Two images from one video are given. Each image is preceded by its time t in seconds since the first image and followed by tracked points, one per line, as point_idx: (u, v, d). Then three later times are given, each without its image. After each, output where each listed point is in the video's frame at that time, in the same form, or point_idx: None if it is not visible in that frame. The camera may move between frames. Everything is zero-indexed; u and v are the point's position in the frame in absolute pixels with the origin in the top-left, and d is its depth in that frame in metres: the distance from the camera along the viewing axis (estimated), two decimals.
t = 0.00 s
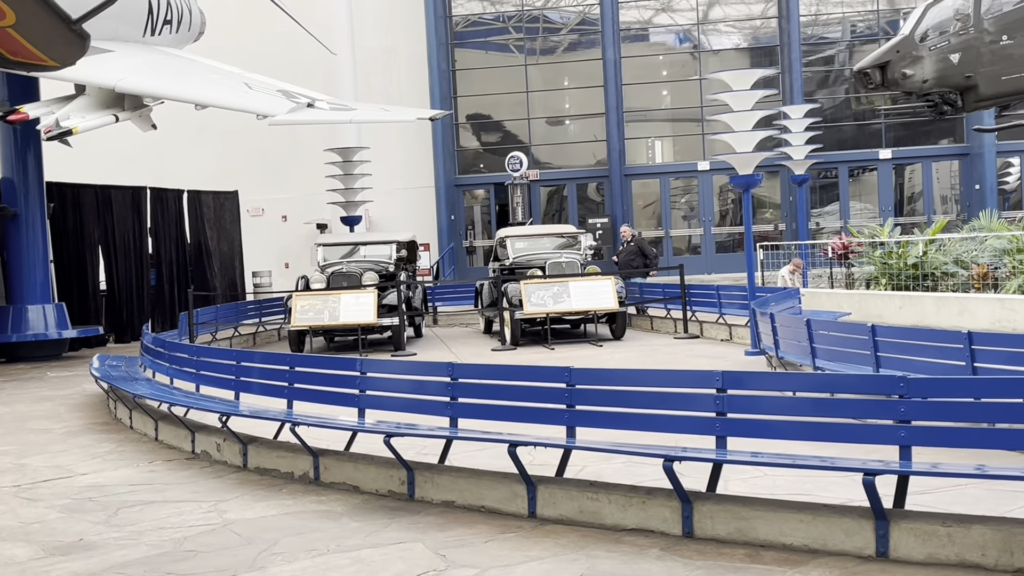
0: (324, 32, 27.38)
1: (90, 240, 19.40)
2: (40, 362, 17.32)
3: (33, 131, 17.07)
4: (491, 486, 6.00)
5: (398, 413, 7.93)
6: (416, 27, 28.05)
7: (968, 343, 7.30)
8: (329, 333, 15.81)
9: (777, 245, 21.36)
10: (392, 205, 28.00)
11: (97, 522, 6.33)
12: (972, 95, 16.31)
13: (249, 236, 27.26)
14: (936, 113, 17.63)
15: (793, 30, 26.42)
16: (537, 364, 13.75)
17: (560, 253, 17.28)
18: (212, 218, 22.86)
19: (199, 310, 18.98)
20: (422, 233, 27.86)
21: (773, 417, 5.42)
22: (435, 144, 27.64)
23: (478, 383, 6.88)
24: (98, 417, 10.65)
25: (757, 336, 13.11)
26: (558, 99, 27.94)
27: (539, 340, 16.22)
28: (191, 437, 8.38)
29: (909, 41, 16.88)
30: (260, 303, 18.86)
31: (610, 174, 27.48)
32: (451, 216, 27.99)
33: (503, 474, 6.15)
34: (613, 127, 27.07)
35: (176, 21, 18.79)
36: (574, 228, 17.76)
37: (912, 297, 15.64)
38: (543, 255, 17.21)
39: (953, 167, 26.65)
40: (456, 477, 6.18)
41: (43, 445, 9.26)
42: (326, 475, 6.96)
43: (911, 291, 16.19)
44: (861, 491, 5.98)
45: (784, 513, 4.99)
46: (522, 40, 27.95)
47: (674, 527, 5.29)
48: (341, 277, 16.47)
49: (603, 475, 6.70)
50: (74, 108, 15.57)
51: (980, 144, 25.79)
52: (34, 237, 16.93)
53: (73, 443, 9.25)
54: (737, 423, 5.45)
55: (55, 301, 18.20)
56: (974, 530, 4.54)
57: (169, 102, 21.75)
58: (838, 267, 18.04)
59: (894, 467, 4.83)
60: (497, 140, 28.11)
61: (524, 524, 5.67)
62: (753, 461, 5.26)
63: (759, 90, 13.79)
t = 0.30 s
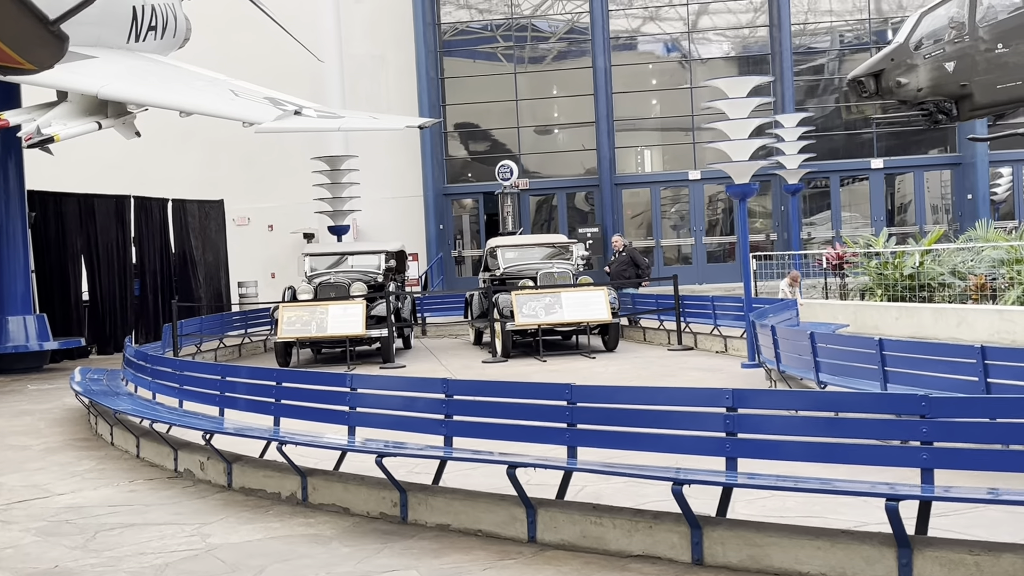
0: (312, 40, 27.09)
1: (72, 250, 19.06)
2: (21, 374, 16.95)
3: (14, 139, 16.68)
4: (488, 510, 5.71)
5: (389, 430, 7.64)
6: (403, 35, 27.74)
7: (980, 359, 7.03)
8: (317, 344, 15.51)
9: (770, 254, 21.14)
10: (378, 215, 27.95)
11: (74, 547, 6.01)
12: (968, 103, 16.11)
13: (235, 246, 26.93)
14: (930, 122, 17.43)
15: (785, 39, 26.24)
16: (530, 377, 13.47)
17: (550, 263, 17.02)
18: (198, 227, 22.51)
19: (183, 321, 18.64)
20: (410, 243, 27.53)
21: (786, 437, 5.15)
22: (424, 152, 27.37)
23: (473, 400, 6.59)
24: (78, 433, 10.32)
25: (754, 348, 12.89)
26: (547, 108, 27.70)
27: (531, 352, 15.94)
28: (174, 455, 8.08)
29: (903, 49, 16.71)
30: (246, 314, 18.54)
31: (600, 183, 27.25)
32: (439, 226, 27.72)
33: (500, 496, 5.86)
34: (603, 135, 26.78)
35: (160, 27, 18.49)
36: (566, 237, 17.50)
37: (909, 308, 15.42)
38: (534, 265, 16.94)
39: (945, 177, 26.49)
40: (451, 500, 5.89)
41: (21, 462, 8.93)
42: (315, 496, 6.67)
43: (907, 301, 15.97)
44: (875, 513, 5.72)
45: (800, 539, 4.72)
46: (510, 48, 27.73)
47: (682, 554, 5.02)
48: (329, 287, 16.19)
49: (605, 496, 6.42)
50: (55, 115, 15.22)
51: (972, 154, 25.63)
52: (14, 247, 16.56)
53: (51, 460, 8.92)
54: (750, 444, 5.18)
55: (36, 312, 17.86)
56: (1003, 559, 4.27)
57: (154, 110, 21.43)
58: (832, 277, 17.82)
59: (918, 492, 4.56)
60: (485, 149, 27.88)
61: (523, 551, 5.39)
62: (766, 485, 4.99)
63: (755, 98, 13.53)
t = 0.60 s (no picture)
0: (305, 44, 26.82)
1: (60, 256, 18.74)
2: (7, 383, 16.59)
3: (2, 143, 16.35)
4: (492, 529, 5.43)
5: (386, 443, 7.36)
6: (397, 40, 27.46)
7: (1002, 370, 6.74)
8: (309, 352, 15.21)
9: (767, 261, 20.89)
10: (373, 220, 27.54)
11: (55, 568, 5.70)
12: (968, 110, 15.90)
13: (226, 252, 26.60)
14: (931, 128, 17.20)
15: (783, 44, 26.00)
16: (528, 386, 13.18)
17: (546, 270, 16.74)
18: (188, 233, 22.17)
19: (173, 328, 18.30)
20: (404, 249, 27.18)
21: (808, 453, 4.86)
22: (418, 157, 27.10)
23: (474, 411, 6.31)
24: (63, 444, 10.00)
25: (757, 358, 12.64)
26: (540, 114, 27.47)
27: (527, 360, 15.65)
28: (162, 468, 7.79)
29: (905, 54, 16.49)
30: (237, 321, 18.22)
31: (596, 190, 26.99)
32: (433, 232, 27.42)
33: (504, 514, 5.58)
34: (600, 141, 26.47)
35: (151, 29, 18.20)
36: (563, 244, 17.24)
37: (911, 316, 15.17)
38: (531, 272, 16.66)
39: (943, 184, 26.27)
40: (453, 518, 5.61)
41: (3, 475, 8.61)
42: (309, 512, 6.37)
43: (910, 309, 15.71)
44: (899, 532, 5.44)
45: (826, 562, 4.44)
46: (503, 55, 27.51)
47: None
48: (322, 294, 15.87)
49: (613, 515, 6.14)
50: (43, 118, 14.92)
51: (971, 161, 25.42)
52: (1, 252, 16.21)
53: (34, 473, 8.60)
54: (771, 460, 4.90)
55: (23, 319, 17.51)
56: None
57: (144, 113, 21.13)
58: (833, 285, 17.58)
59: (954, 514, 4.28)
60: (478, 155, 27.61)
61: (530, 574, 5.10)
62: (789, 505, 4.70)
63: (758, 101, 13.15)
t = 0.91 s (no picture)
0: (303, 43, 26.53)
1: (54, 257, 18.48)
2: None
3: None
4: (508, 544, 5.16)
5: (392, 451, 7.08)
6: (396, 39, 27.20)
7: None
8: (307, 355, 14.93)
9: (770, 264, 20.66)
10: (373, 221, 27.17)
11: None
12: (976, 111, 15.66)
13: (222, 253, 26.32)
14: (937, 130, 16.94)
15: (785, 46, 25.79)
16: (532, 390, 12.92)
17: (549, 272, 16.48)
18: (184, 233, 21.84)
19: (168, 330, 18.01)
20: (402, 250, 26.92)
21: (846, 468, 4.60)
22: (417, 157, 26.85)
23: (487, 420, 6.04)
24: (56, 450, 9.72)
25: (765, 363, 12.39)
26: (539, 115, 27.23)
27: (529, 363, 15.38)
28: (159, 476, 7.51)
29: (912, 54, 16.23)
30: (233, 323, 17.95)
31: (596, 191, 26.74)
32: (432, 233, 27.17)
33: (520, 529, 5.31)
34: (600, 142, 26.22)
35: (147, 26, 17.92)
36: (565, 245, 17.00)
37: (921, 320, 14.93)
38: (533, 275, 16.39)
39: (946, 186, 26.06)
40: (466, 533, 5.34)
41: None
42: (313, 525, 6.10)
43: (917, 313, 15.47)
44: (934, 550, 5.19)
45: None
46: (501, 55, 27.25)
47: None
48: (321, 296, 15.61)
49: (632, 529, 5.88)
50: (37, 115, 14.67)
51: (974, 163, 25.22)
52: None
53: (26, 481, 8.32)
54: (809, 475, 4.63)
55: (16, 320, 17.22)
56: None
57: (139, 112, 20.86)
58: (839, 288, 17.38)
59: (1008, 535, 4.02)
60: (475, 156, 27.37)
61: None
62: (826, 523, 4.44)
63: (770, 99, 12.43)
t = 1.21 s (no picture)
0: (302, 34, 26.20)
1: (49, 250, 18.19)
2: None
3: None
4: (535, 552, 4.91)
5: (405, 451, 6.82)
6: (396, 31, 26.90)
7: None
8: (309, 351, 14.66)
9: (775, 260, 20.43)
10: (371, 215, 26.90)
11: None
12: (987, 105, 15.40)
13: (219, 246, 26.03)
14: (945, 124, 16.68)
15: (789, 40, 25.54)
16: (539, 387, 12.66)
17: (554, 267, 16.21)
18: (181, 226, 21.49)
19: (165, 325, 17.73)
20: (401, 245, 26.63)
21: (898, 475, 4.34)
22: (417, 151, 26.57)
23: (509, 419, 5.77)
24: (54, 448, 9.44)
25: (778, 361, 12.15)
26: (538, 109, 26.96)
27: (534, 360, 15.13)
28: (162, 477, 7.24)
29: (922, 48, 15.99)
30: (232, 318, 17.67)
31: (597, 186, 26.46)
32: (432, 228, 26.88)
33: (546, 536, 5.05)
34: (602, 136, 25.95)
35: (145, 15, 17.61)
36: (570, 240, 16.75)
37: (933, 317, 14.69)
38: (539, 270, 16.11)
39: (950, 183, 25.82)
40: (489, 539, 5.09)
41: None
42: (326, 529, 5.85)
43: (929, 310, 15.20)
44: (981, 560, 4.94)
45: None
46: (499, 48, 26.96)
47: None
48: (322, 290, 15.34)
49: (660, 534, 5.63)
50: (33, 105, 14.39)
51: (980, 159, 24.99)
52: None
53: (23, 480, 8.03)
54: (856, 481, 4.36)
55: (10, 314, 16.93)
56: None
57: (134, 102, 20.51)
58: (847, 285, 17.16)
59: None
60: (474, 150, 27.11)
61: None
62: (879, 532, 4.19)
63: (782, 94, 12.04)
